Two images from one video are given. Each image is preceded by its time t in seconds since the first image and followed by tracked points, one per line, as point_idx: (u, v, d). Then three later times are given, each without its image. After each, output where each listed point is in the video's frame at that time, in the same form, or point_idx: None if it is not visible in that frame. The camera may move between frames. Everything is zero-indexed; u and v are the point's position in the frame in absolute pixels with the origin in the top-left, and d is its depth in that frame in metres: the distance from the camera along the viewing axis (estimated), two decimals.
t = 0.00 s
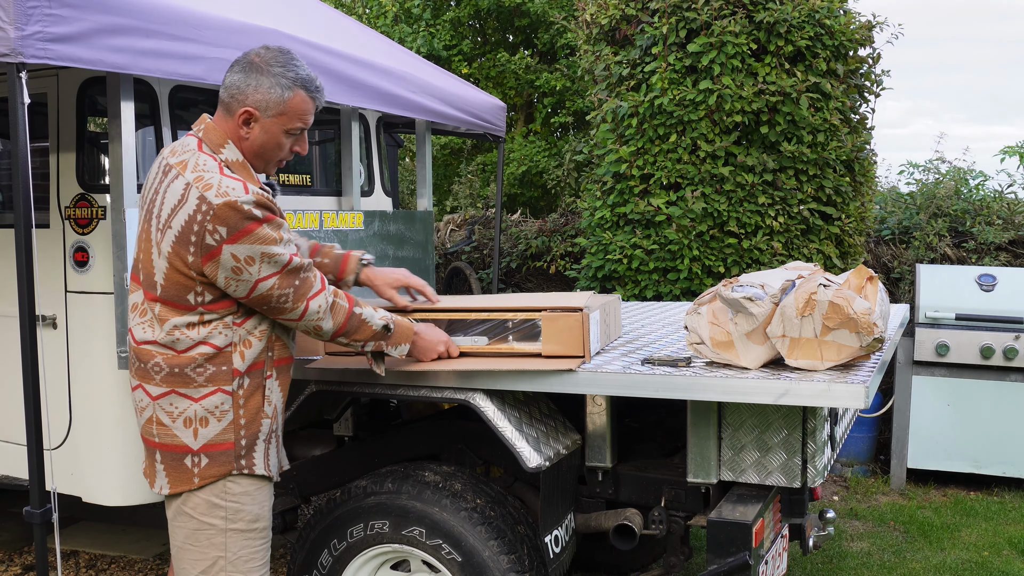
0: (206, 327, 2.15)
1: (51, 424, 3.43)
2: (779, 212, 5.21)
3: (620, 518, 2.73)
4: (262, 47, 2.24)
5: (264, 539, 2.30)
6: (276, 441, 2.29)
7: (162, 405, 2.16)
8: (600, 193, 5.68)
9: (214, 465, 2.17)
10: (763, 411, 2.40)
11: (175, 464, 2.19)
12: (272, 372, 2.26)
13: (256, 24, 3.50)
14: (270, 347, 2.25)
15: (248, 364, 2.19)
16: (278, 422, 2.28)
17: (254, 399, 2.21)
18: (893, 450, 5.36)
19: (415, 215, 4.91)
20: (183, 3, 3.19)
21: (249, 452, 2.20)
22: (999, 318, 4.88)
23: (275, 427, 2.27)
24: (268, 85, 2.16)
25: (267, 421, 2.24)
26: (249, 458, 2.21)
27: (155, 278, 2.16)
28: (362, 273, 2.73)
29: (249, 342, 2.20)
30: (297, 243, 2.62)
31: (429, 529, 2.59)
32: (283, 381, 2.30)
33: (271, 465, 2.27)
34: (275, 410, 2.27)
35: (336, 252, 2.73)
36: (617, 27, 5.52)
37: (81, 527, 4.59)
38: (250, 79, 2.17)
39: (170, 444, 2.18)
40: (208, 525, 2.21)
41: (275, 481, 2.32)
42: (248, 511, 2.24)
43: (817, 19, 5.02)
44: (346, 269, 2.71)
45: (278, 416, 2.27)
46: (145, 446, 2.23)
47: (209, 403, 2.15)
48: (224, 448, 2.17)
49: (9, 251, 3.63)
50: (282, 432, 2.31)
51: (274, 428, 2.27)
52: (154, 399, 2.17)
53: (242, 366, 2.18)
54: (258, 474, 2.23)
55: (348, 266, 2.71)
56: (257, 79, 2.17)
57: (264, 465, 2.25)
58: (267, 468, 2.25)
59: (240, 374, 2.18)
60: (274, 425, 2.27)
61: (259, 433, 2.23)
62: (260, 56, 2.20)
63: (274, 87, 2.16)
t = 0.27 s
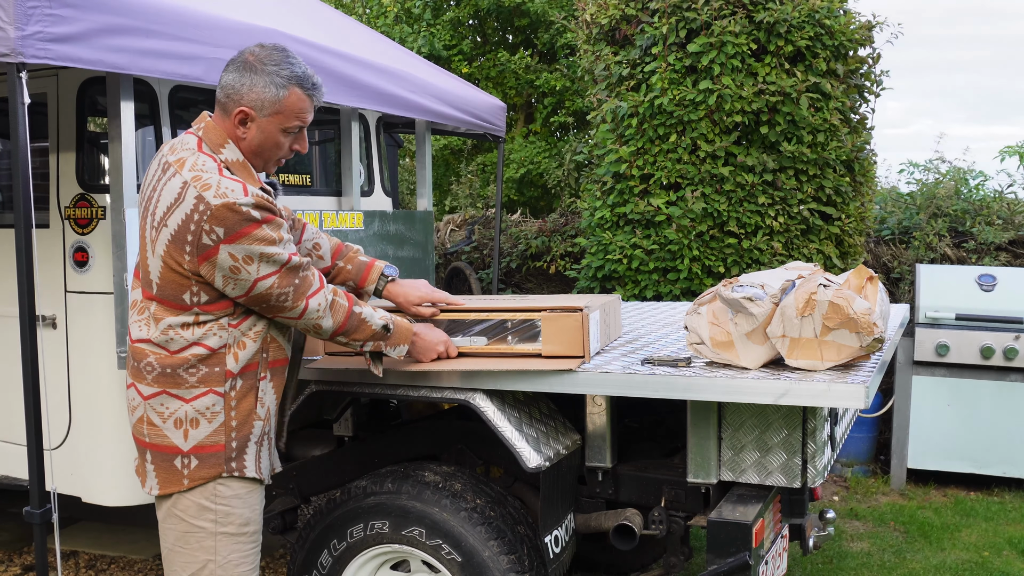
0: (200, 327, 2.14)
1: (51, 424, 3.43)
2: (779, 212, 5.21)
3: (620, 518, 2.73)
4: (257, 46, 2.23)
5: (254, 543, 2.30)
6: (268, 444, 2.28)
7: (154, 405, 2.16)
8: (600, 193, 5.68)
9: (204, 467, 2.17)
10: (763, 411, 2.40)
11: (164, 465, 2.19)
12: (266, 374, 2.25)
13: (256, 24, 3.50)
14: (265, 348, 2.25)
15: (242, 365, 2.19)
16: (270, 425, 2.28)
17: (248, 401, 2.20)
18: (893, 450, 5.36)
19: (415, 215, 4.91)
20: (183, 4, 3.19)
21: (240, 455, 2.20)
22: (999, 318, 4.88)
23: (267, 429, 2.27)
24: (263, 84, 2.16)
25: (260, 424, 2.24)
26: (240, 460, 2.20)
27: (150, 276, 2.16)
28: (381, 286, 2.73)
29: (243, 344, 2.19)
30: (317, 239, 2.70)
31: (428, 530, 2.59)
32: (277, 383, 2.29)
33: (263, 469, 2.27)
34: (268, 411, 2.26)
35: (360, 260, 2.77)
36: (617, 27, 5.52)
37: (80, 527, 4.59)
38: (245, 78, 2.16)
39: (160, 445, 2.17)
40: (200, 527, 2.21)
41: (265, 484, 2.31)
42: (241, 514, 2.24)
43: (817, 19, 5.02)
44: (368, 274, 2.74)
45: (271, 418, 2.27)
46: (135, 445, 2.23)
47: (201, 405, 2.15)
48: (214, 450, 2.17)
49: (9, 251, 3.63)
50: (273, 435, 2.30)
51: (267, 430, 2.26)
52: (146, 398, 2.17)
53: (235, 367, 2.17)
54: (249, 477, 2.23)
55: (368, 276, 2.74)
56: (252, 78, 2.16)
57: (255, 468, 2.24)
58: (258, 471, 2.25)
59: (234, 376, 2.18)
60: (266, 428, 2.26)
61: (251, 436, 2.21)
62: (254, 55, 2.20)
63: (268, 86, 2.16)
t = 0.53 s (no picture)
0: (199, 329, 2.14)
1: (51, 423, 3.42)
2: (779, 212, 5.20)
3: (620, 518, 2.73)
4: (269, 45, 2.23)
5: (251, 546, 2.30)
6: (266, 450, 2.27)
7: (153, 407, 2.16)
8: (600, 193, 5.68)
9: (202, 471, 2.17)
10: (763, 411, 2.40)
11: (163, 468, 2.19)
12: (266, 379, 2.24)
13: (256, 24, 3.50)
14: (264, 354, 2.24)
15: (242, 369, 2.18)
16: (269, 431, 2.26)
17: (246, 406, 2.19)
18: (893, 450, 5.35)
19: (415, 215, 4.91)
20: (183, 3, 3.19)
21: (239, 460, 2.19)
22: (999, 318, 4.88)
23: (266, 435, 2.26)
24: (273, 84, 2.15)
25: (260, 429, 2.23)
26: (239, 465, 2.19)
27: (148, 277, 2.16)
28: (382, 283, 2.75)
29: (243, 347, 2.18)
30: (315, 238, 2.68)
31: (429, 530, 2.58)
32: (276, 389, 2.28)
33: (261, 475, 2.26)
34: (268, 416, 2.25)
35: (359, 258, 2.77)
36: (617, 27, 5.52)
37: (80, 527, 4.59)
38: (255, 78, 2.16)
39: (158, 447, 2.17)
40: (197, 530, 2.21)
41: (265, 488, 2.31)
42: (238, 517, 2.23)
43: (817, 19, 5.02)
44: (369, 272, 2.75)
45: (270, 424, 2.26)
46: (134, 447, 2.23)
47: (200, 408, 2.14)
48: (213, 454, 2.17)
49: (9, 251, 3.63)
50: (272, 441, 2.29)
51: (266, 436, 2.25)
52: (145, 400, 2.17)
53: (235, 371, 2.16)
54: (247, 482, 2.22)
55: (369, 273, 2.76)
56: (262, 78, 2.16)
57: (254, 474, 2.23)
58: (256, 477, 2.24)
59: (232, 380, 2.17)
60: (265, 433, 2.25)
61: (250, 440, 2.21)
62: (266, 54, 2.19)
63: (279, 86, 2.15)
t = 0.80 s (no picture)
0: (186, 332, 2.14)
1: (51, 423, 3.43)
2: (779, 212, 5.21)
3: (620, 518, 2.73)
4: (257, 43, 2.22)
5: (246, 550, 2.30)
6: (261, 454, 2.27)
7: (144, 412, 2.16)
8: (600, 193, 5.68)
9: (195, 476, 2.17)
10: (763, 411, 2.40)
11: (155, 473, 2.18)
12: (257, 383, 2.24)
13: (255, 24, 3.50)
14: (254, 357, 2.23)
15: (232, 374, 2.18)
16: (263, 435, 2.27)
17: (238, 411, 2.19)
18: (893, 450, 5.36)
19: (415, 215, 4.92)
20: (182, 4, 3.19)
21: (233, 465, 2.20)
22: (999, 318, 4.88)
23: (260, 440, 2.26)
24: (262, 82, 2.15)
25: (253, 434, 2.23)
26: (232, 470, 2.20)
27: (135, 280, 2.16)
28: (383, 284, 2.77)
29: (232, 351, 2.18)
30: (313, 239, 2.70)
31: (429, 529, 2.59)
32: (269, 393, 2.28)
33: (256, 480, 2.26)
34: (261, 420, 2.25)
35: (359, 259, 2.79)
36: (617, 27, 5.52)
37: (80, 527, 4.59)
38: (244, 76, 2.15)
39: (151, 452, 2.17)
40: (192, 535, 2.21)
41: (261, 493, 2.31)
42: (233, 521, 2.24)
43: (817, 19, 5.02)
44: (370, 274, 2.76)
45: (263, 428, 2.26)
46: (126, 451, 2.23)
47: (192, 413, 2.14)
48: (206, 459, 2.17)
49: (9, 250, 3.63)
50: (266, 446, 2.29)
51: (260, 441, 2.25)
52: (136, 404, 2.17)
53: (225, 375, 2.17)
54: (241, 487, 2.23)
55: (370, 275, 2.77)
56: (251, 76, 2.15)
57: (248, 479, 2.24)
58: (251, 482, 2.24)
59: (223, 384, 2.17)
60: (259, 438, 2.25)
61: (244, 445, 2.21)
62: (253, 52, 2.18)
63: (268, 83, 2.15)
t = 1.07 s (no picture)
0: (173, 335, 2.13)
1: (51, 423, 3.43)
2: (779, 212, 5.21)
3: (620, 518, 2.73)
4: (247, 42, 2.22)
5: (238, 555, 2.31)
6: (253, 459, 2.27)
7: (135, 415, 2.16)
8: (600, 193, 5.68)
9: (186, 481, 2.17)
10: (764, 411, 2.40)
11: (146, 477, 2.19)
12: (248, 386, 2.24)
13: (255, 24, 3.51)
14: (244, 361, 2.23)
15: (222, 377, 2.18)
16: (255, 439, 2.26)
17: (228, 415, 2.19)
18: (893, 450, 5.36)
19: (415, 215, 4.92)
20: (182, 4, 3.19)
21: (224, 470, 2.20)
22: (999, 318, 4.88)
23: (252, 444, 2.26)
24: (253, 79, 2.14)
25: (245, 438, 2.23)
26: (224, 475, 2.20)
27: (124, 281, 2.16)
28: (383, 288, 2.75)
29: (221, 354, 2.17)
30: (311, 241, 2.71)
31: (428, 529, 2.59)
32: (259, 397, 2.28)
33: (249, 485, 2.26)
34: (253, 424, 2.25)
35: (359, 262, 2.77)
36: (617, 27, 5.52)
37: (81, 527, 4.59)
38: (234, 74, 2.15)
39: (142, 456, 2.18)
40: (185, 539, 2.21)
41: (254, 498, 2.32)
42: (226, 525, 2.24)
43: (817, 19, 5.02)
44: (369, 277, 2.73)
45: (255, 432, 2.26)
46: (117, 455, 2.23)
47: (183, 417, 2.14)
48: (197, 464, 2.17)
49: (9, 250, 3.63)
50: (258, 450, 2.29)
51: (252, 445, 2.25)
52: (128, 407, 2.17)
53: (214, 379, 2.16)
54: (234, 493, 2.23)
55: (369, 279, 2.74)
56: (241, 74, 2.15)
57: (240, 484, 2.24)
58: (243, 487, 2.24)
59: (212, 388, 2.17)
60: (251, 442, 2.25)
61: (236, 450, 2.22)
62: (243, 50, 2.18)
63: (258, 81, 2.14)
